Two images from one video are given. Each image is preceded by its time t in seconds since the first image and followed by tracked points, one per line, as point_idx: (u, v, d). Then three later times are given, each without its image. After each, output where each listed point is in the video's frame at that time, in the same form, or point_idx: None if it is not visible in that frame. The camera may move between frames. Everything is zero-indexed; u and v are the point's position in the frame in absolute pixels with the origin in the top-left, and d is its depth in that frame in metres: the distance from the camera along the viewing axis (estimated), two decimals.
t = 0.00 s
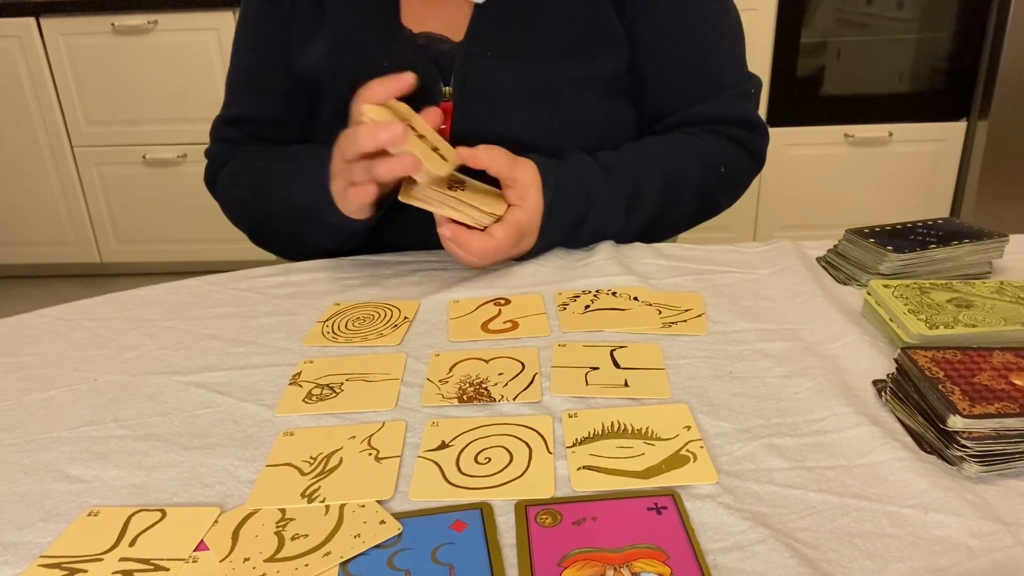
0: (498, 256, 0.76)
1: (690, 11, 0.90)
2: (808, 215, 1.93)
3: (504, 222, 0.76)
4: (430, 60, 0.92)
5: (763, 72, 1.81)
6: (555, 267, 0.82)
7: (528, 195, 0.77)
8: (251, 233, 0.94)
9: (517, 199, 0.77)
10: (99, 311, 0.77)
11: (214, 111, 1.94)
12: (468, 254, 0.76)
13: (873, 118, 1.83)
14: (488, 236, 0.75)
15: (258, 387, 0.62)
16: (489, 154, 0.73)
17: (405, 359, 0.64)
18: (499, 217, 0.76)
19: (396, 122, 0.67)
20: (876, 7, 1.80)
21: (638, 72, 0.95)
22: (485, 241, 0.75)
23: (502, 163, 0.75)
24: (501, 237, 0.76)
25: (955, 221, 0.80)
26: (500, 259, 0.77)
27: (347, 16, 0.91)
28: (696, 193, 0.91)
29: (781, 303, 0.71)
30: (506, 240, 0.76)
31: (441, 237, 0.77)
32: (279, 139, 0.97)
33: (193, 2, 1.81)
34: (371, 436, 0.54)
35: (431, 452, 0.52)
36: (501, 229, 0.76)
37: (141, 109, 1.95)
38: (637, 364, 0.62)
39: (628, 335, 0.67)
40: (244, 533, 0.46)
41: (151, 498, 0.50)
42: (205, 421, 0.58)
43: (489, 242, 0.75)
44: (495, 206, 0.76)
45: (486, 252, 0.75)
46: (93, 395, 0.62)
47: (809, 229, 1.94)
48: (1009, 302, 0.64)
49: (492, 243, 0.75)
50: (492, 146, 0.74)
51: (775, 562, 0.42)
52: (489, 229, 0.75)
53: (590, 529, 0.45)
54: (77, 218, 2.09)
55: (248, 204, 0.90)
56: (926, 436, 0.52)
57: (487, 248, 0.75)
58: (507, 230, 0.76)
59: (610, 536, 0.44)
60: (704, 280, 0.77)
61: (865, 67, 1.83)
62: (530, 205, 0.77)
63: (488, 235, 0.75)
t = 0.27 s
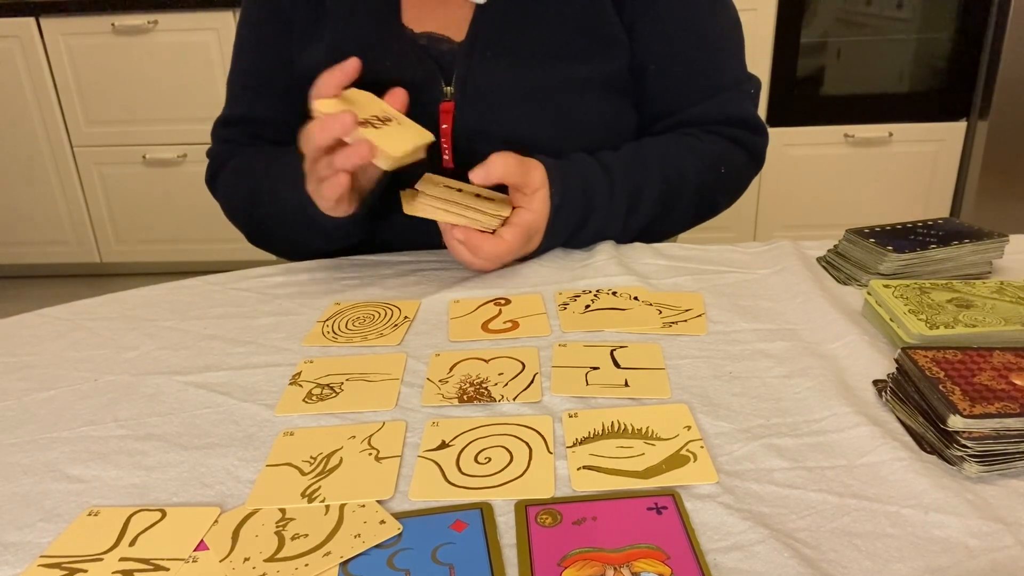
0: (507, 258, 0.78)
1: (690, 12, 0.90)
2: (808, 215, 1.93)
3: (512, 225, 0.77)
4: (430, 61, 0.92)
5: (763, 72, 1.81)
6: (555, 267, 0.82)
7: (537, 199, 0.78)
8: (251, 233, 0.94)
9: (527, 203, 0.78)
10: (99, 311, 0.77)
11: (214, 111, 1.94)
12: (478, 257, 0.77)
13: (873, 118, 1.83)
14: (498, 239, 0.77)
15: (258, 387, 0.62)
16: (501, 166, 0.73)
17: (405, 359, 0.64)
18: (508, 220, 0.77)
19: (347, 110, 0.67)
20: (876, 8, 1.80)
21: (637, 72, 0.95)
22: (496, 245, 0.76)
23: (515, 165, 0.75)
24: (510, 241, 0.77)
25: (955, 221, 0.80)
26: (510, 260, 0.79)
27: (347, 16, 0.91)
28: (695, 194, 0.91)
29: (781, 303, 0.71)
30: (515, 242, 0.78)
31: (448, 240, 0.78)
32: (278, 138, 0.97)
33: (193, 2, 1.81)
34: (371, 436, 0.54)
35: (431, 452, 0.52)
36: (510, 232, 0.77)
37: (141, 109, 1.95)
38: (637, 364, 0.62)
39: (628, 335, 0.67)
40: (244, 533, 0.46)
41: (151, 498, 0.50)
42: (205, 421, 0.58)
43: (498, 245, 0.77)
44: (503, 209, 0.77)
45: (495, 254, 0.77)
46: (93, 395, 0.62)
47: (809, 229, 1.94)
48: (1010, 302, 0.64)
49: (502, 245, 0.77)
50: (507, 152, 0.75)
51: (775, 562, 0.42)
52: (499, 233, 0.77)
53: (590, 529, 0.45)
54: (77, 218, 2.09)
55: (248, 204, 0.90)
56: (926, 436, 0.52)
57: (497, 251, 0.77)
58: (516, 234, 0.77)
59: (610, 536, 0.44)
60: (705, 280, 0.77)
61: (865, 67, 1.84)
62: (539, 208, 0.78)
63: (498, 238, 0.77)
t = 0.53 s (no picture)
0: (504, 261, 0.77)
1: (689, 12, 0.90)
2: (808, 216, 1.93)
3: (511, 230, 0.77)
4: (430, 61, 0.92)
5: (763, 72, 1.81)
6: (555, 267, 0.82)
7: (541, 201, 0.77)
8: (250, 233, 0.94)
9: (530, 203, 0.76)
10: (99, 311, 0.77)
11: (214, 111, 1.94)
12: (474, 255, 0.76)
13: (873, 118, 1.83)
14: (496, 241, 0.76)
15: (257, 387, 0.62)
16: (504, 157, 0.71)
17: (405, 359, 0.64)
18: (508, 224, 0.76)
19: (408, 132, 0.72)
20: (876, 8, 1.80)
21: (637, 72, 0.95)
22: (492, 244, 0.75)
23: (519, 169, 0.73)
24: (507, 244, 0.77)
25: (955, 221, 0.80)
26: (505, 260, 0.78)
27: (347, 17, 0.91)
28: (695, 194, 0.91)
29: (781, 303, 0.71)
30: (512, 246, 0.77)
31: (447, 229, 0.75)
32: (278, 139, 0.97)
33: (193, 2, 1.81)
34: (371, 436, 0.54)
35: (431, 452, 0.52)
36: (509, 237, 0.77)
37: (141, 109, 1.95)
38: (637, 364, 0.62)
39: (627, 335, 0.67)
40: (244, 533, 0.46)
41: (151, 498, 0.50)
42: (204, 421, 0.58)
43: (496, 246, 0.75)
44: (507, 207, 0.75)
45: (492, 256, 0.76)
46: (93, 395, 0.62)
47: (809, 230, 1.94)
48: (1010, 302, 0.64)
49: (500, 249, 0.76)
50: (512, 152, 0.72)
51: (775, 563, 0.42)
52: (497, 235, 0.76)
53: (590, 529, 0.45)
54: (77, 218, 2.09)
55: (248, 204, 0.90)
56: (926, 436, 0.52)
57: (495, 253, 0.76)
58: (514, 238, 0.77)
59: (610, 536, 0.44)
60: (704, 280, 0.77)
61: (864, 67, 1.84)
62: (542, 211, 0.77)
63: (497, 240, 0.76)
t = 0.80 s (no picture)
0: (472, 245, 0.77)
1: (690, 12, 0.90)
2: (808, 216, 1.93)
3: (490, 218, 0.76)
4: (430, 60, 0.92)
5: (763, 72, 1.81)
6: (555, 267, 0.82)
7: (528, 197, 0.77)
8: (251, 233, 0.94)
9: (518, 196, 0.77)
10: (99, 311, 0.77)
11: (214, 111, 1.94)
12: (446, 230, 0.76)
13: (873, 118, 1.83)
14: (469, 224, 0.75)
15: (257, 387, 0.62)
16: (496, 148, 0.71)
17: (405, 359, 0.64)
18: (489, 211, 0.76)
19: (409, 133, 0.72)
20: (876, 8, 1.80)
21: (638, 72, 0.96)
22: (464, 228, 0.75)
23: (510, 163, 0.73)
24: (480, 231, 0.76)
25: (955, 221, 0.80)
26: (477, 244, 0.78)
27: (348, 17, 0.91)
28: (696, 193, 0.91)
29: (781, 303, 0.71)
30: (483, 234, 0.76)
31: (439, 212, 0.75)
32: (279, 139, 0.97)
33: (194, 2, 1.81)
34: (371, 436, 0.54)
35: (431, 452, 0.52)
36: (484, 222, 0.76)
37: (141, 109, 1.95)
38: (637, 364, 0.62)
39: (628, 335, 0.67)
40: (244, 533, 0.46)
41: (151, 498, 0.50)
42: (205, 421, 0.58)
43: (468, 230, 0.75)
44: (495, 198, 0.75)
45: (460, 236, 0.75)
46: (94, 395, 0.62)
47: (809, 230, 1.94)
48: (1010, 302, 0.64)
49: (469, 232, 0.75)
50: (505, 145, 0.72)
51: (775, 562, 0.42)
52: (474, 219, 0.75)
53: (591, 529, 0.45)
54: (77, 218, 2.09)
55: (248, 204, 0.90)
56: (926, 436, 0.52)
57: (464, 234, 0.75)
58: (489, 227, 0.76)
59: (610, 536, 0.44)
60: (704, 280, 0.77)
61: (865, 67, 1.84)
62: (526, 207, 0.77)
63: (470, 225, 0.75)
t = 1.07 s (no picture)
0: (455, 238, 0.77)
1: (689, 11, 0.90)
2: (808, 215, 1.93)
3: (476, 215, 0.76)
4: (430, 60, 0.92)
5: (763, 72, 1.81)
6: (555, 267, 0.82)
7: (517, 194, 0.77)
8: (250, 233, 0.94)
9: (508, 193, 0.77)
10: (99, 311, 0.77)
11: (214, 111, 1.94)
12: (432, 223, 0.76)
13: (873, 118, 1.83)
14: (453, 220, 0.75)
15: (258, 387, 0.62)
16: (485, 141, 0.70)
17: (405, 359, 0.64)
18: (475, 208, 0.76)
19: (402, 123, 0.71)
20: (876, 8, 1.80)
21: (637, 71, 0.96)
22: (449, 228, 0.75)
23: (500, 158, 0.73)
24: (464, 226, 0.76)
25: (955, 221, 0.80)
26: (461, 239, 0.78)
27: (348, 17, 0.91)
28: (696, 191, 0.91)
29: (781, 303, 0.71)
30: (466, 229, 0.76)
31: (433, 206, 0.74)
32: (279, 139, 0.97)
33: (194, 2, 1.81)
34: (371, 436, 0.54)
35: (431, 452, 0.52)
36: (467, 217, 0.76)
37: (141, 109, 1.95)
38: (637, 364, 0.62)
39: (628, 335, 0.67)
40: (244, 533, 0.46)
41: (151, 498, 0.50)
42: (205, 421, 0.58)
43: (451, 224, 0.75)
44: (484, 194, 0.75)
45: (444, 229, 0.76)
46: (94, 395, 0.62)
47: (809, 230, 1.94)
48: (1010, 302, 0.64)
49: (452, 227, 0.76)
50: (497, 140, 0.72)
51: (775, 562, 0.42)
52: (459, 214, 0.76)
53: (591, 529, 0.45)
54: (77, 218, 2.09)
55: (248, 204, 0.90)
56: (926, 436, 0.52)
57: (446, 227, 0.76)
58: (473, 222, 0.76)
59: (610, 536, 0.44)
60: (705, 280, 0.77)
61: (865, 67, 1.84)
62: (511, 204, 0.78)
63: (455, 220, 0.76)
